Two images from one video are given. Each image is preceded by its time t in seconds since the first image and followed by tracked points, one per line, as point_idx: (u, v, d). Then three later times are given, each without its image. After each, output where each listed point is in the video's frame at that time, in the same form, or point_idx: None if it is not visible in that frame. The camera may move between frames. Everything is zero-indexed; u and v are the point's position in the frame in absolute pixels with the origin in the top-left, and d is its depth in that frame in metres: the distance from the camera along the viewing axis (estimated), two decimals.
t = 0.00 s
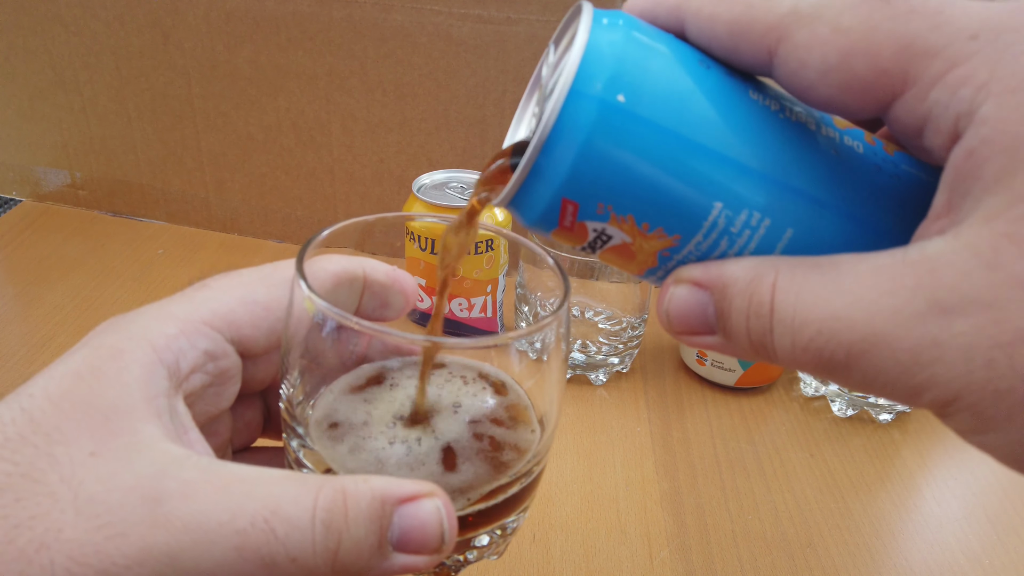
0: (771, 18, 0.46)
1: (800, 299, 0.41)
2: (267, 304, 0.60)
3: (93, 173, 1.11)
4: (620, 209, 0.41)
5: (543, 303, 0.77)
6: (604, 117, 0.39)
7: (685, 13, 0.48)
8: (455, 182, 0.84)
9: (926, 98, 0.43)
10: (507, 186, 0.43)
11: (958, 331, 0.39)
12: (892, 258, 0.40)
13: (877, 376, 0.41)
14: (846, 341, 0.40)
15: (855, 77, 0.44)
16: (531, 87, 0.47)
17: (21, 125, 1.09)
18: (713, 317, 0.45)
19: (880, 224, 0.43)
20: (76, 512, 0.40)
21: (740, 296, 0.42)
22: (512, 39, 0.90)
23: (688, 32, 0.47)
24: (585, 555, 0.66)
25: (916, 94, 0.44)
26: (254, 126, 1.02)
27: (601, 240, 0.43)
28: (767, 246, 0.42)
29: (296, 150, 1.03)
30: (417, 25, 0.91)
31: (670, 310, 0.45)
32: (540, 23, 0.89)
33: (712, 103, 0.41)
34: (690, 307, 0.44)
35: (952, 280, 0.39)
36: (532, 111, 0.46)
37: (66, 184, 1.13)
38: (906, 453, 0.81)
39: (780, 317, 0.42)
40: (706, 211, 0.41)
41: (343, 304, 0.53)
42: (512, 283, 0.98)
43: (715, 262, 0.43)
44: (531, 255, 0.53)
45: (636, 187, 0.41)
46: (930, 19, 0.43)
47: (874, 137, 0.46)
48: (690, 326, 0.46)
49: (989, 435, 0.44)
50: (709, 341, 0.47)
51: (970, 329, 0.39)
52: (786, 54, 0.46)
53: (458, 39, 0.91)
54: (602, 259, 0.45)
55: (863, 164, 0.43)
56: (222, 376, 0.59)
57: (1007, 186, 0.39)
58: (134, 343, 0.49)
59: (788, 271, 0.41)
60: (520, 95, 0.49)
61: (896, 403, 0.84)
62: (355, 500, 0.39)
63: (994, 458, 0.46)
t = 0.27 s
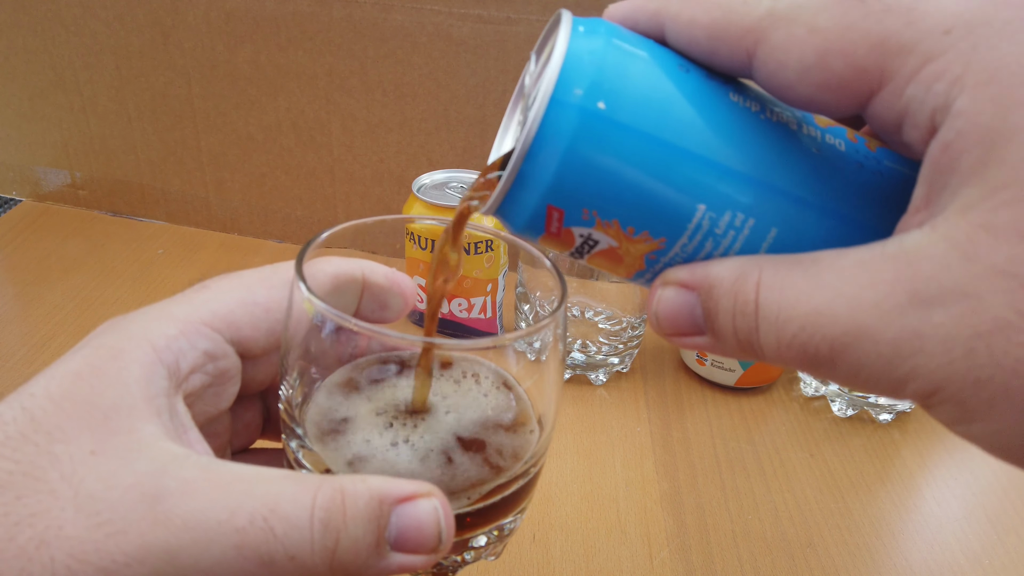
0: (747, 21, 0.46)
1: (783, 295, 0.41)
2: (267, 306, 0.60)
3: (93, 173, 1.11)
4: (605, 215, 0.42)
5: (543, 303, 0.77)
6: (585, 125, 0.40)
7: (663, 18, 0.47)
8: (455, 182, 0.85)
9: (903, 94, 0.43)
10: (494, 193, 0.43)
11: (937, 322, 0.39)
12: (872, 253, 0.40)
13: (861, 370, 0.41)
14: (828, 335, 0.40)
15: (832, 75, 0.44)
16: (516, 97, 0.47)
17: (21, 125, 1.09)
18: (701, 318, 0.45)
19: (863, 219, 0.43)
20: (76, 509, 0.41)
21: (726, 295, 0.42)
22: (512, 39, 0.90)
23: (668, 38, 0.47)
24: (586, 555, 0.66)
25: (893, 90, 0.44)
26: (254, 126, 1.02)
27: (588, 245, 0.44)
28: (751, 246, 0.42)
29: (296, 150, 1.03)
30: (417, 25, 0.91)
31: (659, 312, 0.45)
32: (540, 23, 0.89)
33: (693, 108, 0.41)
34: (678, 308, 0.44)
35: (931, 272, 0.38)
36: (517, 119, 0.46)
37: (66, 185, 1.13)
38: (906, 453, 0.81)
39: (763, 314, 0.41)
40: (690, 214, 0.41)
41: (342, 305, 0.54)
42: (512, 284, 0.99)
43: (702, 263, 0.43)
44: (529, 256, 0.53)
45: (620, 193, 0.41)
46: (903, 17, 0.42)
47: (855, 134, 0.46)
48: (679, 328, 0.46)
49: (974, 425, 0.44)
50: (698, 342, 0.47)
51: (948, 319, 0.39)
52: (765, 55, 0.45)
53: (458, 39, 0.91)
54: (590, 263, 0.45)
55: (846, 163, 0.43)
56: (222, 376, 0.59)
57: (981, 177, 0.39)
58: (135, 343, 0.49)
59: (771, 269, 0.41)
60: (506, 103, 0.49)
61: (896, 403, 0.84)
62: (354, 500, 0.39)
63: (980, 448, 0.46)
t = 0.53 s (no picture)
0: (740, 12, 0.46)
1: (781, 286, 0.41)
2: (267, 306, 0.60)
3: (93, 173, 1.11)
4: (602, 210, 0.42)
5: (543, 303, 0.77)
6: (579, 121, 0.40)
7: (658, 12, 0.47)
8: (455, 181, 0.85)
9: (898, 79, 0.43)
10: (492, 191, 0.44)
11: (933, 306, 0.39)
12: (869, 239, 0.40)
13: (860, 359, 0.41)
14: (826, 323, 0.40)
15: (825, 65, 0.44)
16: (513, 95, 0.47)
17: (21, 126, 1.09)
18: (702, 311, 0.45)
19: (860, 208, 0.43)
20: (77, 509, 0.41)
21: (726, 287, 0.42)
22: (512, 39, 0.90)
23: (662, 30, 0.47)
24: (586, 554, 0.66)
25: (887, 77, 0.44)
26: (254, 126, 1.02)
27: (587, 240, 0.44)
28: (749, 237, 0.42)
29: (296, 150, 1.03)
30: (417, 25, 0.91)
31: (660, 306, 0.45)
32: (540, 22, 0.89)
33: (688, 101, 0.41)
34: (678, 302, 0.45)
35: (926, 256, 0.38)
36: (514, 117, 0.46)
37: (66, 185, 1.13)
38: (906, 453, 0.81)
39: (763, 305, 0.42)
40: (688, 207, 0.41)
41: (341, 307, 0.54)
42: (513, 284, 0.99)
43: (701, 255, 0.43)
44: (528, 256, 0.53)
45: (617, 188, 0.41)
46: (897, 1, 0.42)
47: (853, 123, 0.46)
48: (680, 321, 0.46)
49: (972, 409, 0.43)
50: (700, 335, 0.47)
51: (944, 303, 0.39)
52: (759, 46, 0.46)
53: (458, 39, 0.91)
54: (590, 258, 0.46)
55: (843, 153, 0.43)
56: (222, 376, 0.59)
57: (976, 161, 0.39)
58: (135, 343, 0.49)
59: (769, 260, 0.41)
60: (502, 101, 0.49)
61: (896, 403, 0.85)
62: (353, 498, 0.39)
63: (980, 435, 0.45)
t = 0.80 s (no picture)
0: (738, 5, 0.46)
1: (786, 280, 0.41)
2: (266, 306, 0.60)
3: (93, 173, 1.11)
4: (606, 210, 0.42)
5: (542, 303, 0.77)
6: (580, 123, 0.40)
7: (657, 8, 0.47)
8: (455, 181, 0.85)
9: (899, 70, 0.43)
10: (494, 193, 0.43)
11: (937, 296, 0.39)
12: (871, 230, 0.40)
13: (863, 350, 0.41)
14: (829, 315, 0.40)
15: (827, 56, 0.44)
16: (513, 98, 0.47)
17: (21, 125, 1.09)
18: (709, 308, 0.45)
19: (864, 201, 0.42)
20: (75, 508, 0.41)
21: (732, 283, 0.42)
22: (512, 39, 0.90)
23: (660, 26, 0.47)
24: (586, 555, 0.66)
25: (890, 67, 0.44)
26: (253, 126, 1.02)
27: (591, 241, 0.44)
28: (754, 233, 0.42)
29: (296, 150, 1.03)
30: (417, 25, 0.91)
31: (668, 305, 0.46)
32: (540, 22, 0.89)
33: (688, 99, 0.41)
34: (685, 300, 0.45)
35: (929, 245, 0.38)
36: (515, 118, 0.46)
37: (66, 184, 1.13)
38: (906, 453, 0.81)
39: (768, 299, 0.42)
40: (691, 205, 0.41)
41: (341, 306, 0.54)
42: (513, 284, 0.99)
43: (706, 252, 0.43)
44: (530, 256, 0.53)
45: (619, 189, 0.41)
46: None
47: (856, 114, 0.45)
48: (689, 319, 0.46)
49: (979, 400, 0.44)
50: (709, 333, 0.47)
51: (946, 293, 0.39)
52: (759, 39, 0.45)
53: (458, 39, 0.91)
54: (595, 258, 0.46)
55: (847, 146, 0.43)
56: (220, 375, 0.59)
57: (979, 150, 0.38)
58: (134, 343, 0.49)
59: (773, 253, 0.41)
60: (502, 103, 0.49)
61: (896, 403, 0.84)
62: (352, 497, 0.39)
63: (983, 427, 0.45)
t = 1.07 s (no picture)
0: None
1: (785, 275, 0.41)
2: (268, 308, 0.60)
3: (93, 173, 1.11)
4: (606, 209, 0.42)
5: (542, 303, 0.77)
6: (579, 122, 0.40)
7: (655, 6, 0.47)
8: (455, 181, 0.85)
9: (900, 62, 0.43)
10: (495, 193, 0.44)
11: (935, 288, 0.39)
12: (870, 223, 0.40)
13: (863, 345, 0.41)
14: (829, 310, 0.40)
15: (828, 49, 0.45)
16: (513, 96, 0.48)
17: (22, 126, 1.09)
18: (711, 305, 0.45)
19: (864, 195, 0.42)
20: (78, 510, 0.41)
21: (733, 279, 0.42)
22: (512, 39, 0.91)
23: (660, 23, 0.47)
24: (586, 554, 0.66)
25: (890, 60, 0.44)
26: (254, 126, 1.02)
27: (591, 239, 0.44)
28: (755, 229, 0.43)
29: (296, 150, 1.03)
30: (417, 25, 0.91)
31: (670, 302, 0.46)
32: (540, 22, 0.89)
33: (687, 96, 0.41)
34: (687, 296, 0.45)
35: (927, 238, 0.38)
36: (515, 118, 0.46)
37: (66, 185, 1.13)
38: (906, 453, 0.81)
39: (768, 295, 0.42)
40: (691, 202, 0.42)
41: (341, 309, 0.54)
42: (513, 284, 0.99)
43: (706, 249, 0.44)
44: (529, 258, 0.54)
45: (618, 188, 0.41)
46: None
47: (857, 107, 0.46)
48: (691, 315, 0.46)
49: (977, 392, 0.44)
50: (712, 328, 0.47)
51: (945, 285, 0.39)
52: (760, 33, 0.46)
53: (458, 39, 0.91)
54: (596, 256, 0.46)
55: (847, 140, 0.43)
56: (222, 378, 0.59)
57: (978, 141, 0.39)
58: (137, 345, 0.49)
59: (773, 250, 0.41)
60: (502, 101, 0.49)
61: (895, 403, 0.85)
62: (353, 500, 0.39)
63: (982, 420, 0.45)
